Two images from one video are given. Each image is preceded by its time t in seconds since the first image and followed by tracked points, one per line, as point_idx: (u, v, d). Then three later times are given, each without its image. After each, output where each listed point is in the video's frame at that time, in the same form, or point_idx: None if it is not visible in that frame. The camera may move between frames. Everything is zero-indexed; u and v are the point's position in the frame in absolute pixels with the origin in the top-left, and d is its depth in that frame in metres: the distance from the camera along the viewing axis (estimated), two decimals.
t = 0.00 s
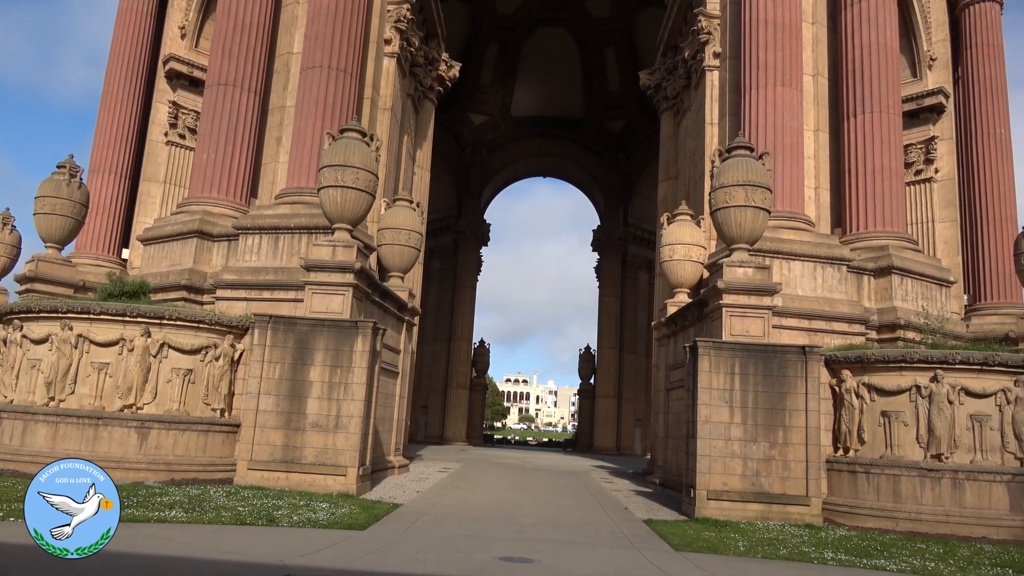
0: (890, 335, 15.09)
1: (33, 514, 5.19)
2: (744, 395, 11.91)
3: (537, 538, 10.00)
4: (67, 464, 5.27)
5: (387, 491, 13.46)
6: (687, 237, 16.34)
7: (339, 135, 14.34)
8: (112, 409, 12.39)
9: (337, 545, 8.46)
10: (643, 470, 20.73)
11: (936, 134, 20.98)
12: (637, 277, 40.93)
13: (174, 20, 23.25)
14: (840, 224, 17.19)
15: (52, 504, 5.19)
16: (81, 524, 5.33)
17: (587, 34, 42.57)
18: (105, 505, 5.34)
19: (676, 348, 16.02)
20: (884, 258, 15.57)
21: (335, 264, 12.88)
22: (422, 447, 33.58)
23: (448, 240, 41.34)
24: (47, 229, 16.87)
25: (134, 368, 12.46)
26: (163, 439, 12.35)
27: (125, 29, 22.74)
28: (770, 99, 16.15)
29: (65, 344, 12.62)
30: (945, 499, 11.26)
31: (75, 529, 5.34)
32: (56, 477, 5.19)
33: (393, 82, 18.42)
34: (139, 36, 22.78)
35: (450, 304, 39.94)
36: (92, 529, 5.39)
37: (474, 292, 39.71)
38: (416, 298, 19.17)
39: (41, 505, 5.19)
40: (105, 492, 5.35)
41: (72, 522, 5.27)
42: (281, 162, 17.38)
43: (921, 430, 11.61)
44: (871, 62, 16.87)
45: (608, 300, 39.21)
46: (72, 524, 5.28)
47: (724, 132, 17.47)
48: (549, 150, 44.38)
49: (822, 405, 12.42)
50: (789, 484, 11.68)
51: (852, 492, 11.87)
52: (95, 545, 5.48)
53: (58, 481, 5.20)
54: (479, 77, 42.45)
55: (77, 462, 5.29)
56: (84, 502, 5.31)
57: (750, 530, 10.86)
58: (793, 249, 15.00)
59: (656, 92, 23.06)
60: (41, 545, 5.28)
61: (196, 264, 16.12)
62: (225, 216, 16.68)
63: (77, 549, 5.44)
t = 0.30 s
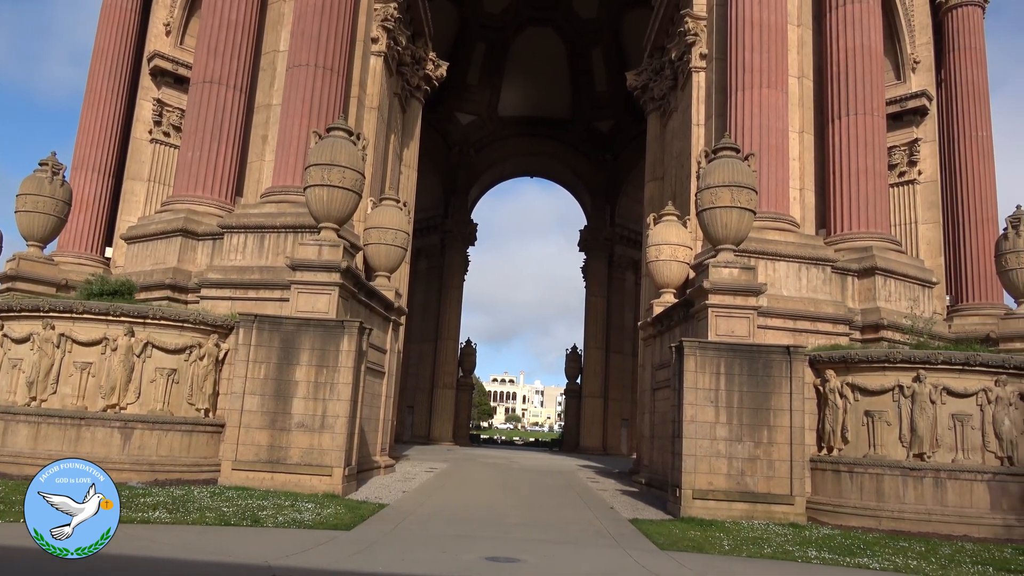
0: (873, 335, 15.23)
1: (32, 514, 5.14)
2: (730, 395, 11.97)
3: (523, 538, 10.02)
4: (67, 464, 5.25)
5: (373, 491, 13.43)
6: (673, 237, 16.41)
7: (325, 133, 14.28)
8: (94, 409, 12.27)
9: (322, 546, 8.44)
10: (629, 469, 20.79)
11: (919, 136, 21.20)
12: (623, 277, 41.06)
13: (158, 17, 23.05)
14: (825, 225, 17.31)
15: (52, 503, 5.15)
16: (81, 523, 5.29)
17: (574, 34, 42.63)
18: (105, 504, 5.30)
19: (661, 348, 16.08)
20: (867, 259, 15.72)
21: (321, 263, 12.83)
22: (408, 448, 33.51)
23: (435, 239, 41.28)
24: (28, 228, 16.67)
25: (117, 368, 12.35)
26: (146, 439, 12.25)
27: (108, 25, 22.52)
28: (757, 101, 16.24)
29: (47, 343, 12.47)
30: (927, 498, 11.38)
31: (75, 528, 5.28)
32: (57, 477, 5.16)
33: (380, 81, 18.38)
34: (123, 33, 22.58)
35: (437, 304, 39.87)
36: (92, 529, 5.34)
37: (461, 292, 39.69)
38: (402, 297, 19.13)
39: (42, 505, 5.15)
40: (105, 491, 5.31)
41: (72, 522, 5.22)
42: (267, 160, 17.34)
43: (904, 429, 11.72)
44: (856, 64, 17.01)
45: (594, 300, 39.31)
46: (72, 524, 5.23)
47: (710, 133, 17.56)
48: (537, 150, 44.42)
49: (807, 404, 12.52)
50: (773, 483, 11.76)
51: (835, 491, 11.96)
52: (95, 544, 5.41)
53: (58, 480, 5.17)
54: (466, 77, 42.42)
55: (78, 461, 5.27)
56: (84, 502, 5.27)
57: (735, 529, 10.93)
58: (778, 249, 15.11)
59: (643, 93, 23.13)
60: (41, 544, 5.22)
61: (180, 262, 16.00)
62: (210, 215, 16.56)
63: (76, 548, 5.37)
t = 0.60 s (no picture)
0: (856, 335, 15.37)
1: (33, 514, 5.11)
2: (714, 395, 12.04)
3: (508, 537, 10.03)
4: (67, 464, 5.20)
5: (358, 491, 13.38)
6: (658, 237, 16.48)
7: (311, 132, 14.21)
8: (76, 409, 12.13)
9: (307, 546, 8.40)
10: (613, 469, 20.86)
11: (901, 139, 21.44)
12: (609, 277, 41.20)
13: (142, 13, 22.84)
14: (809, 226, 17.44)
15: (52, 503, 5.12)
16: (81, 523, 5.25)
17: (561, 34, 42.61)
18: (105, 505, 5.26)
19: (647, 348, 16.15)
20: (850, 259, 15.87)
21: (306, 263, 12.77)
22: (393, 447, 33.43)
23: (421, 238, 41.22)
24: (9, 225, 16.47)
25: (99, 367, 12.22)
26: (129, 439, 12.15)
27: (91, 21, 22.28)
28: (741, 102, 16.34)
29: (28, 342, 12.30)
30: (909, 497, 11.51)
31: (76, 529, 5.25)
32: (56, 477, 5.12)
33: (366, 80, 18.33)
34: (106, 29, 22.37)
35: (422, 303, 39.79)
36: (92, 529, 5.31)
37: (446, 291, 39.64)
38: (388, 296, 19.09)
39: (41, 505, 5.11)
40: (105, 491, 5.28)
41: (72, 522, 5.19)
42: (252, 159, 17.28)
43: (886, 428, 11.84)
44: (839, 67, 17.16)
45: (580, 300, 39.41)
46: (72, 524, 5.19)
47: (695, 134, 17.67)
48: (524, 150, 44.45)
49: (790, 404, 12.61)
50: (757, 482, 11.85)
51: (818, 490, 12.07)
52: (95, 545, 5.38)
53: (58, 480, 5.13)
54: (453, 76, 42.36)
55: (77, 461, 5.23)
56: (84, 502, 5.24)
57: (720, 528, 10.99)
58: (762, 249, 15.21)
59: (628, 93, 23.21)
60: (41, 545, 5.19)
61: (163, 261, 15.86)
62: (194, 213, 16.43)
63: (76, 548, 5.34)
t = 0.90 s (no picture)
0: (836, 335, 15.52)
1: (33, 514, 5.05)
2: (697, 394, 12.10)
3: (491, 536, 10.02)
4: (67, 464, 5.14)
5: (341, 491, 13.32)
6: (642, 237, 16.55)
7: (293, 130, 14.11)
8: (54, 409, 11.99)
9: (289, 546, 8.36)
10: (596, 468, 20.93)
11: (881, 140, 21.70)
12: (593, 276, 41.36)
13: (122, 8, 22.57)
14: (790, 226, 17.57)
15: (52, 503, 5.06)
16: (81, 523, 5.19)
17: (544, 34, 42.48)
18: (105, 504, 5.22)
19: (630, 347, 16.22)
20: (831, 260, 16.03)
21: (288, 261, 12.70)
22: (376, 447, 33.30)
23: (405, 237, 41.15)
24: None
25: (77, 367, 12.05)
26: (108, 439, 12.04)
27: (69, 16, 21.96)
28: (724, 103, 16.44)
29: (4, 342, 12.12)
30: (888, 494, 11.64)
31: (76, 528, 5.20)
32: (56, 477, 5.05)
33: (349, 78, 18.25)
34: (86, 24, 22.08)
35: (406, 302, 39.67)
36: (92, 529, 5.25)
37: (430, 290, 39.52)
38: (371, 296, 19.03)
39: (41, 505, 5.05)
40: (105, 491, 5.22)
41: (72, 522, 5.12)
42: (233, 157, 17.17)
43: (865, 426, 11.96)
44: (820, 68, 17.31)
45: (564, 299, 39.50)
46: (72, 524, 5.13)
47: (678, 134, 17.76)
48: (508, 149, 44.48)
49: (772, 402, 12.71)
50: (739, 480, 11.94)
51: (799, 487, 12.18)
52: (95, 544, 5.32)
53: (58, 480, 5.06)
54: (437, 74, 42.27)
55: (78, 461, 5.17)
56: (84, 502, 5.18)
57: (702, 526, 11.06)
58: (744, 249, 15.32)
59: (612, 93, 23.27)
60: (41, 544, 5.13)
61: (143, 259, 15.70)
62: (174, 212, 16.27)
63: (76, 548, 5.28)
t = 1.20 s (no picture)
0: (815, 335, 15.68)
1: (33, 514, 4.95)
2: (678, 394, 12.18)
3: (471, 535, 10.02)
4: (67, 464, 5.03)
5: (321, 490, 13.24)
6: (624, 237, 16.62)
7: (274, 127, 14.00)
8: (29, 408, 11.81)
9: (269, 546, 8.31)
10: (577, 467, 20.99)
11: (861, 142, 21.95)
12: (576, 275, 41.49)
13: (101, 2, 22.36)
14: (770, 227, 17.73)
15: (53, 504, 4.96)
16: (81, 523, 5.09)
17: (528, 34, 42.56)
18: (105, 504, 5.10)
19: (611, 346, 16.29)
20: (811, 260, 16.18)
21: (269, 259, 12.62)
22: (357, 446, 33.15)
23: (388, 236, 41.06)
24: None
25: (54, 366, 11.91)
26: (85, 439, 11.87)
27: (47, 8, 21.66)
28: (706, 104, 16.53)
29: None
30: (865, 492, 11.78)
31: (76, 528, 5.08)
32: (56, 477, 4.95)
33: (332, 75, 18.15)
34: (65, 17, 21.76)
35: (388, 300, 39.52)
36: (92, 529, 5.13)
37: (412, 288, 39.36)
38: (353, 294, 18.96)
39: (41, 505, 4.95)
40: (105, 491, 5.11)
41: (73, 523, 5.03)
42: (214, 153, 17.05)
43: (844, 426, 12.09)
44: (800, 71, 17.47)
45: (547, 298, 39.57)
46: (72, 524, 5.03)
47: (661, 134, 17.85)
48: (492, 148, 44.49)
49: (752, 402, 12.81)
50: (719, 479, 12.03)
51: (778, 486, 12.30)
52: (95, 545, 5.19)
53: (58, 480, 4.96)
54: (420, 72, 42.16)
55: (78, 461, 5.05)
56: (84, 502, 5.07)
57: (682, 524, 11.12)
58: (725, 250, 15.43)
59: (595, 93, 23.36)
60: (41, 545, 5.01)
61: (121, 256, 15.54)
62: (154, 208, 16.12)
63: (76, 549, 5.13)
